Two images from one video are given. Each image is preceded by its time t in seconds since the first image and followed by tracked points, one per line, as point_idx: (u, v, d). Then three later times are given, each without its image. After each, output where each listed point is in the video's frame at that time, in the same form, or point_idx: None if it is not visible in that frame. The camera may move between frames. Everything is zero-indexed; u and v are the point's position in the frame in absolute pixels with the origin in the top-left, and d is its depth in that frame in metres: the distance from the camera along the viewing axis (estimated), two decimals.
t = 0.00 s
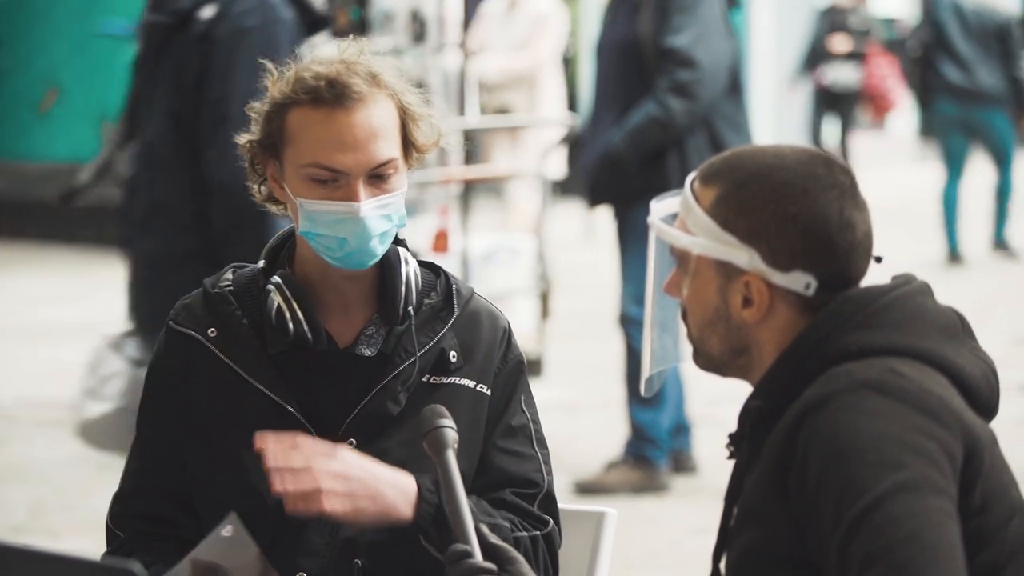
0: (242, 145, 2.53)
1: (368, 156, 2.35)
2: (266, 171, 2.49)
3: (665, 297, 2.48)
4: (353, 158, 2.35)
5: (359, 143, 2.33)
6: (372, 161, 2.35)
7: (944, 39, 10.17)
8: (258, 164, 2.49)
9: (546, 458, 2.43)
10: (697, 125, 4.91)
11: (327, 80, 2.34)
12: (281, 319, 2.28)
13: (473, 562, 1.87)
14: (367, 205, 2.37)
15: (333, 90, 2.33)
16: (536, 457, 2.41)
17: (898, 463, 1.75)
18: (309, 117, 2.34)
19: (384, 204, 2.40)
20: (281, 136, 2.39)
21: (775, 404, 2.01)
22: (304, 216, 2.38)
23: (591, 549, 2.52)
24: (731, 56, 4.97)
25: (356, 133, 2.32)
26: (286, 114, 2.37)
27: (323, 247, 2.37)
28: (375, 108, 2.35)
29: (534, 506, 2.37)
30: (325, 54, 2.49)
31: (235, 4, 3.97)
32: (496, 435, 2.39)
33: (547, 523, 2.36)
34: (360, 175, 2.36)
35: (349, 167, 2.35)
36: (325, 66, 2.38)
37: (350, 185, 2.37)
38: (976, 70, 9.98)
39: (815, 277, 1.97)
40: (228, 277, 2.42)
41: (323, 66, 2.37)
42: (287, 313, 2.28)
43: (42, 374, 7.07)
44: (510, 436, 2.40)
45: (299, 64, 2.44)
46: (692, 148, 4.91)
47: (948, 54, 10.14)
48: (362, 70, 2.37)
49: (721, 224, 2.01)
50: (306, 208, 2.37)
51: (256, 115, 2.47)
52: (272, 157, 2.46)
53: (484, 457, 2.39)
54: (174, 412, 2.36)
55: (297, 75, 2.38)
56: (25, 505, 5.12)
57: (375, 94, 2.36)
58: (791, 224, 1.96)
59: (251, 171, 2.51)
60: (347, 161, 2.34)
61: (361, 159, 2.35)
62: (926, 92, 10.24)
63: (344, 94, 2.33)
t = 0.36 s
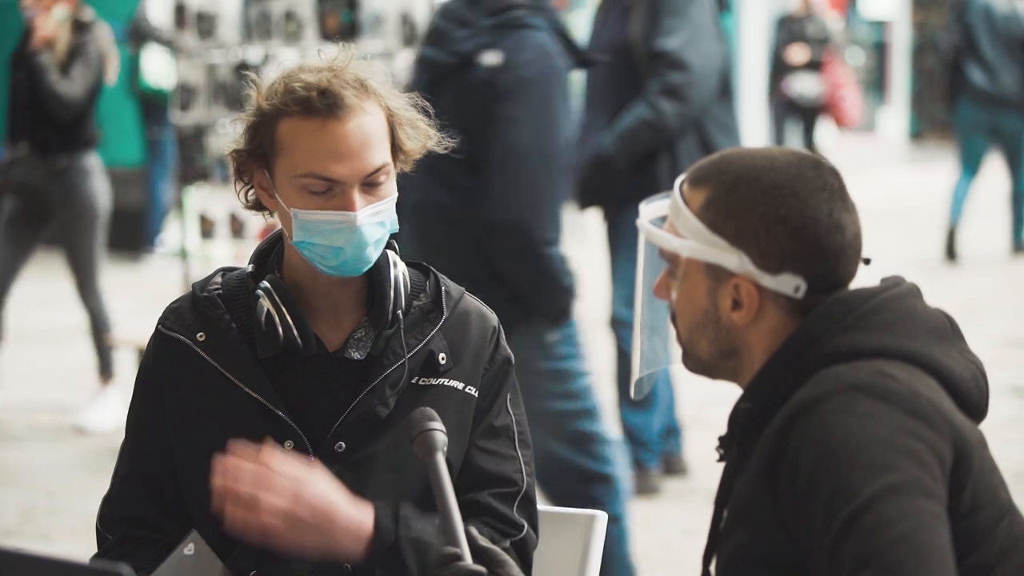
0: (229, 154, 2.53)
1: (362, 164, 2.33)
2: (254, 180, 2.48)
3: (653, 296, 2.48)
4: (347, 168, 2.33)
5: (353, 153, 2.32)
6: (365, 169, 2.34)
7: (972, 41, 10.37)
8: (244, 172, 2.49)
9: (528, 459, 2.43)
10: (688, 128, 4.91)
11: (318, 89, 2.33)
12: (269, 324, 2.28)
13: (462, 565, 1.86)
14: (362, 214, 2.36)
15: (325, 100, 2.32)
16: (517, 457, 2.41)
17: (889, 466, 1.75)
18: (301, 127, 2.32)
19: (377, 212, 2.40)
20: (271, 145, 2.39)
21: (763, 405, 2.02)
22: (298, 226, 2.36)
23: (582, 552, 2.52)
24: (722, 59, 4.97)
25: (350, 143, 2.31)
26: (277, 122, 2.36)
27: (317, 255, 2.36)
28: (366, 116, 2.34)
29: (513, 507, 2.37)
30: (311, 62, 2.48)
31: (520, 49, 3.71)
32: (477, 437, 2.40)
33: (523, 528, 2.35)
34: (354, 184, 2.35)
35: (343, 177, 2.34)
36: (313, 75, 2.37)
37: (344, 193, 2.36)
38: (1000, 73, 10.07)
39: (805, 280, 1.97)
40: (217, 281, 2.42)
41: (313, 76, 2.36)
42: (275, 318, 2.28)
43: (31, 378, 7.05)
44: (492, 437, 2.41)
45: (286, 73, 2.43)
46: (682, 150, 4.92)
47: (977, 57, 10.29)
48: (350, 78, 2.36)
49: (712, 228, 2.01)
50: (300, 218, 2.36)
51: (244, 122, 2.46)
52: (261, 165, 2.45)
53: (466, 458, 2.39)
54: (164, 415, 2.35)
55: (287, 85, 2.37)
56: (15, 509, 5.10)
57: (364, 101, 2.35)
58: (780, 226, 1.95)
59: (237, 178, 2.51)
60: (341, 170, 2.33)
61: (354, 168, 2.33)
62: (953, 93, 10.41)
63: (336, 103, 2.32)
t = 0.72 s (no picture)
0: (234, 159, 2.52)
1: (380, 165, 2.34)
2: (261, 183, 2.48)
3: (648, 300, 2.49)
4: (366, 168, 2.34)
5: (372, 153, 2.32)
6: (383, 169, 2.35)
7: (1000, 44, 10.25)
8: (251, 177, 2.48)
9: (534, 468, 2.43)
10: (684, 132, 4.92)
11: (337, 92, 2.32)
12: (270, 330, 2.28)
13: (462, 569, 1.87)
14: (379, 214, 2.38)
15: (345, 102, 2.32)
16: (523, 467, 2.41)
17: (884, 470, 1.75)
18: (320, 128, 2.32)
19: (392, 213, 2.42)
20: (284, 149, 2.38)
21: (761, 410, 2.02)
22: (314, 229, 2.37)
23: (580, 558, 2.52)
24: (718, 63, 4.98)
25: (368, 144, 2.32)
26: (291, 126, 2.35)
27: (330, 257, 2.36)
28: (381, 116, 2.34)
29: (523, 519, 2.37)
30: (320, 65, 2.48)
31: (785, 20, 4.29)
32: (483, 448, 2.40)
33: (533, 540, 2.36)
34: (370, 184, 2.36)
35: (360, 177, 2.35)
36: (329, 76, 2.37)
37: (361, 194, 2.37)
38: None
39: (803, 285, 1.97)
40: (217, 286, 2.42)
41: (328, 78, 2.36)
42: (277, 324, 2.27)
43: (29, 384, 7.04)
44: (499, 448, 2.41)
45: (297, 75, 2.43)
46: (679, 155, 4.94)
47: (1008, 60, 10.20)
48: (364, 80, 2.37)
49: (710, 233, 2.02)
50: (317, 219, 2.37)
51: (249, 128, 2.46)
52: (272, 169, 2.44)
53: (471, 465, 2.39)
54: (162, 420, 2.36)
55: (304, 87, 2.36)
56: (14, 515, 5.10)
57: (380, 104, 2.35)
58: (779, 232, 1.96)
59: (243, 183, 2.51)
60: (361, 171, 2.34)
61: (373, 168, 2.34)
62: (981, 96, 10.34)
63: (356, 104, 2.32)
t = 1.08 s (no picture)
0: (232, 165, 2.52)
1: (380, 172, 2.35)
2: (259, 189, 2.48)
3: (648, 306, 2.47)
4: (366, 176, 2.34)
5: (371, 161, 2.33)
6: (383, 176, 2.36)
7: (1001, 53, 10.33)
8: (249, 183, 2.48)
9: (533, 476, 2.43)
10: (680, 136, 4.93)
11: (337, 100, 2.33)
12: (270, 332, 2.28)
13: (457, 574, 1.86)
14: (379, 220, 2.38)
15: (345, 110, 2.32)
16: (522, 475, 2.41)
17: (882, 473, 1.75)
18: (319, 137, 2.33)
19: (391, 218, 2.41)
20: (283, 157, 2.39)
21: (760, 413, 2.01)
22: (313, 236, 2.36)
23: (577, 562, 2.51)
24: (713, 68, 4.99)
25: (368, 152, 2.32)
26: (291, 135, 2.36)
27: (330, 264, 2.36)
28: (381, 124, 2.34)
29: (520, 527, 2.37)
30: (319, 71, 2.47)
31: (984, 8, 4.08)
32: (489, 454, 2.40)
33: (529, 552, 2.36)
34: (370, 192, 2.37)
35: (360, 185, 2.35)
36: (328, 83, 2.37)
37: (361, 202, 2.38)
38: None
39: (800, 289, 1.97)
40: (215, 288, 2.42)
41: (327, 85, 2.36)
42: (277, 325, 2.27)
43: (27, 389, 7.03)
44: (503, 454, 2.41)
45: (294, 81, 2.42)
46: (675, 159, 4.94)
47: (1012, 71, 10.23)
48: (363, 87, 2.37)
49: (708, 235, 2.02)
50: (316, 226, 2.37)
51: (247, 135, 2.46)
52: (271, 176, 2.45)
53: (473, 471, 2.39)
54: (162, 421, 2.35)
55: (303, 95, 2.36)
56: (11, 520, 5.10)
57: (379, 111, 2.36)
58: (775, 235, 1.96)
59: (242, 188, 2.50)
60: (362, 179, 2.34)
61: (373, 176, 2.34)
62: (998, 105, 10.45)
63: (356, 113, 2.32)
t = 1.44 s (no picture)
0: (230, 168, 2.52)
1: (377, 181, 2.35)
2: (256, 195, 2.47)
3: (648, 305, 2.46)
4: (361, 185, 2.34)
5: (368, 170, 2.33)
6: (379, 185, 2.36)
7: (1000, 49, 10.39)
8: (246, 187, 2.47)
9: (533, 479, 2.44)
10: (676, 135, 4.93)
11: (333, 109, 2.33)
12: (269, 336, 2.28)
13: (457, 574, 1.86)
14: (375, 231, 2.37)
15: (342, 118, 2.33)
16: (523, 478, 2.42)
17: (882, 473, 1.75)
18: (316, 145, 2.33)
19: (388, 228, 2.40)
20: (280, 164, 2.39)
21: (759, 413, 2.01)
22: (309, 244, 2.36)
23: (577, 562, 2.51)
24: (710, 66, 4.99)
25: (365, 161, 2.33)
26: (288, 141, 2.36)
27: (325, 271, 2.36)
28: (379, 133, 2.35)
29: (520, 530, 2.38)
30: (318, 76, 2.47)
31: None
32: (492, 457, 2.40)
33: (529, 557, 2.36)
34: (366, 202, 2.36)
35: (356, 195, 2.35)
36: (326, 91, 2.37)
37: (357, 212, 2.37)
38: None
39: (800, 289, 1.97)
40: (215, 289, 2.42)
41: (325, 93, 2.36)
42: (275, 330, 2.27)
43: (27, 389, 7.03)
44: (505, 457, 2.41)
45: (293, 87, 2.42)
46: (672, 158, 4.94)
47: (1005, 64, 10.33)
48: (361, 94, 2.37)
49: (707, 236, 2.01)
50: (312, 235, 2.36)
51: (243, 138, 2.45)
52: (268, 182, 2.44)
53: (473, 474, 2.39)
54: (161, 422, 2.35)
55: (300, 103, 2.36)
56: (9, 520, 5.09)
57: (377, 120, 2.36)
58: (775, 236, 1.95)
59: (239, 193, 2.50)
60: (357, 188, 2.34)
61: (369, 185, 2.35)
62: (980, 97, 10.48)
63: (353, 122, 2.33)
